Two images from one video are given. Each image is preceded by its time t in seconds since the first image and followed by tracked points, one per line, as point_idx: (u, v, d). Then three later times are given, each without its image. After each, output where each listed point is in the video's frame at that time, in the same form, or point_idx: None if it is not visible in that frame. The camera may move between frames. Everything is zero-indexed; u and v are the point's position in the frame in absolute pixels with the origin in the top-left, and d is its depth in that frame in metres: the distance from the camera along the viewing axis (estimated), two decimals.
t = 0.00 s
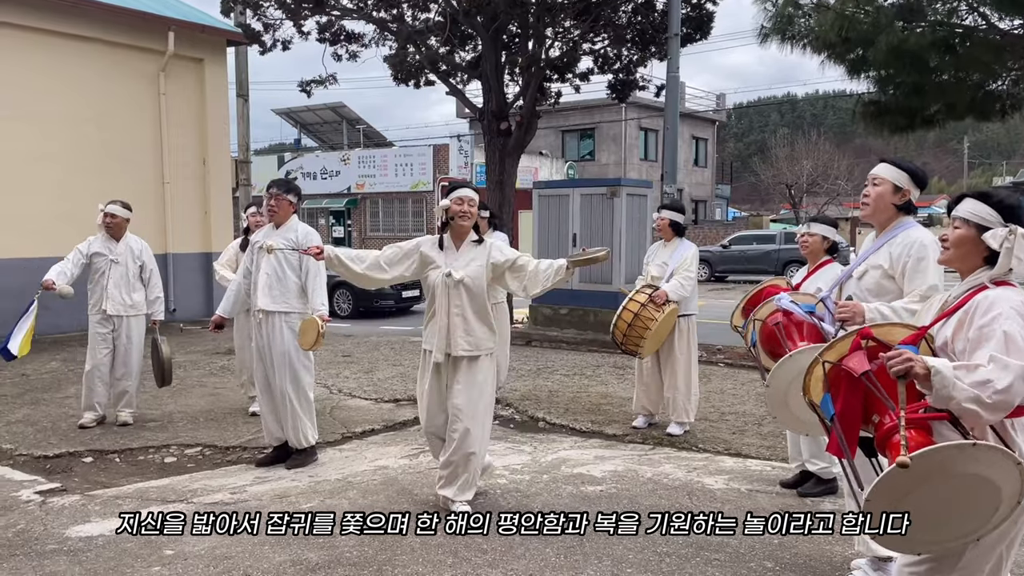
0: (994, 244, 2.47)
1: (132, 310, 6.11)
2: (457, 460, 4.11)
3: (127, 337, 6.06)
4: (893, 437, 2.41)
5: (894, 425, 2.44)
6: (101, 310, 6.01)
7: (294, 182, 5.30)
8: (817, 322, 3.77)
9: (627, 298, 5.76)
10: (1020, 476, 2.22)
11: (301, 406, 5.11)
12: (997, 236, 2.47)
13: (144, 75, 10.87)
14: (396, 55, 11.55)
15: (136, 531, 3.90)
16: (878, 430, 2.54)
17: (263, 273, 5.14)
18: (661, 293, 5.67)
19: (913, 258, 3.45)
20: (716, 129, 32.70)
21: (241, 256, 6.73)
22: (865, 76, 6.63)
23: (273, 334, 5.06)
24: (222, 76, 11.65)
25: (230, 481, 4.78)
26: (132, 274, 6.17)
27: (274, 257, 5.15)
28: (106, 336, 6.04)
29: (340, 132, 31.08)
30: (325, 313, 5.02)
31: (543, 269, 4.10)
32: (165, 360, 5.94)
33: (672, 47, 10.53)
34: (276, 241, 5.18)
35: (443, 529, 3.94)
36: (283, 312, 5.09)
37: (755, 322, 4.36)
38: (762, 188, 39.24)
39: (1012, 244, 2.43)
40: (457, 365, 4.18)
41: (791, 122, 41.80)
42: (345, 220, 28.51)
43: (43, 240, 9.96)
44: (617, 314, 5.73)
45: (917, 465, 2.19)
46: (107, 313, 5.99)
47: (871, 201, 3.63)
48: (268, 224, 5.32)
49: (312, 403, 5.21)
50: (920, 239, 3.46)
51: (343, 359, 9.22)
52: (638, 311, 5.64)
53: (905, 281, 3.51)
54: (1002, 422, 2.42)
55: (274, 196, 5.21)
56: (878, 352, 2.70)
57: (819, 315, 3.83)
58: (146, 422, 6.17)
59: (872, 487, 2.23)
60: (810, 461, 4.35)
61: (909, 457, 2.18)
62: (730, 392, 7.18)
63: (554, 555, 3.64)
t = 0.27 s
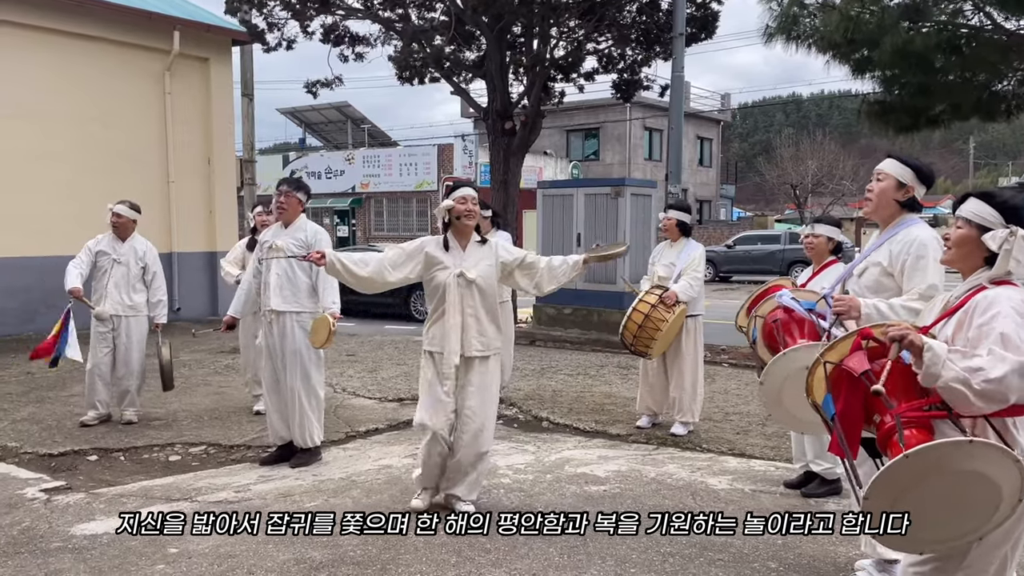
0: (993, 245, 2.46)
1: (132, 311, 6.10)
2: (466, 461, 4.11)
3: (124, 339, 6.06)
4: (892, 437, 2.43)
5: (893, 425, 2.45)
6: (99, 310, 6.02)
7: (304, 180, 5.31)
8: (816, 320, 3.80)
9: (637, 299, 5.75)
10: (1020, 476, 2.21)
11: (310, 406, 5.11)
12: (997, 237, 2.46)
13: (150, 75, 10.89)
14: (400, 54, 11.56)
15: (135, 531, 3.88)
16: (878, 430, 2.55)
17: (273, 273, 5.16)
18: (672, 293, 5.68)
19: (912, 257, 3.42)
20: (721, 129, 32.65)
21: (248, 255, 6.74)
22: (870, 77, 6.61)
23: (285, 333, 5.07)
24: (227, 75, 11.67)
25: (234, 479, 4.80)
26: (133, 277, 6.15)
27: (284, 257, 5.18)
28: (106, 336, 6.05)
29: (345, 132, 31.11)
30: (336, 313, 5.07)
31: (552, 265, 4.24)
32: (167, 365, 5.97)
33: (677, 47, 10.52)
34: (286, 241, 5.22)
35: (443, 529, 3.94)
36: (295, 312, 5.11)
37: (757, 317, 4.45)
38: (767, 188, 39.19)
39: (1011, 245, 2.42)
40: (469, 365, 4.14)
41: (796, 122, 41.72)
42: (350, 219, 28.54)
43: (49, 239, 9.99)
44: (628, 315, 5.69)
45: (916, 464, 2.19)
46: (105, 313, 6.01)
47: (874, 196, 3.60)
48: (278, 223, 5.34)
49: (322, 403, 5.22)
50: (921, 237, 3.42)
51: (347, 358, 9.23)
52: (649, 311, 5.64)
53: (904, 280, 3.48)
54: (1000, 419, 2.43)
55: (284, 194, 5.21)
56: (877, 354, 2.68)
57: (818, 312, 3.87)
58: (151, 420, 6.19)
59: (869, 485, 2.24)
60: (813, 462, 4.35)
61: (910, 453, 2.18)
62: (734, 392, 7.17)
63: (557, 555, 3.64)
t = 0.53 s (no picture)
0: (990, 247, 2.45)
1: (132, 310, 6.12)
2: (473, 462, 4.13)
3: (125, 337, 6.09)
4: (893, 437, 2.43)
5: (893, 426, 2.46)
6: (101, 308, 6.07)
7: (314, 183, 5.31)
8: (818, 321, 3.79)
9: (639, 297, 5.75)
10: (1019, 477, 2.20)
11: (317, 409, 5.13)
12: (993, 239, 2.45)
13: (157, 74, 10.93)
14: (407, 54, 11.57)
15: (138, 529, 3.89)
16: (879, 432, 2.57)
17: (285, 276, 5.16)
18: (674, 292, 5.68)
19: (914, 260, 3.41)
20: (727, 129, 32.60)
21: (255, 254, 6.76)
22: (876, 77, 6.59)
23: (296, 337, 5.08)
24: (234, 75, 11.71)
25: (239, 478, 4.81)
26: (134, 275, 6.15)
27: (296, 261, 5.19)
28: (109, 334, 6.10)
29: (351, 132, 31.16)
30: (348, 317, 5.09)
31: (561, 259, 4.30)
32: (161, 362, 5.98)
33: (683, 47, 10.51)
34: (297, 244, 5.23)
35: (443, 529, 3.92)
36: (306, 315, 5.12)
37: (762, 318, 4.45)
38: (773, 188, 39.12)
39: (1007, 246, 2.42)
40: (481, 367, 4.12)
41: (803, 122, 41.64)
42: (356, 219, 28.60)
43: (56, 238, 10.03)
44: (629, 314, 5.67)
45: (913, 465, 2.19)
46: (106, 312, 6.06)
47: (875, 197, 3.55)
48: (289, 226, 5.35)
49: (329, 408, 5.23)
50: (922, 240, 3.41)
51: (352, 358, 9.24)
52: (651, 310, 5.59)
53: (905, 282, 3.47)
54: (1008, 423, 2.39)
55: (295, 197, 5.21)
56: (880, 356, 2.69)
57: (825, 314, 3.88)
58: (157, 419, 6.21)
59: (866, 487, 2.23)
60: (818, 462, 4.35)
61: (904, 454, 2.18)
62: (739, 393, 7.15)
63: (561, 555, 3.64)
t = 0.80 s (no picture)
0: (991, 249, 2.44)
1: (128, 306, 6.12)
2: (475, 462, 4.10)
3: (122, 334, 6.09)
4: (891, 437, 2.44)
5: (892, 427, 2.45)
6: (98, 306, 6.09)
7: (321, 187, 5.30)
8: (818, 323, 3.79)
9: (633, 292, 5.83)
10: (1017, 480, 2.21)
11: (321, 412, 5.13)
12: (994, 241, 2.44)
13: (164, 75, 10.97)
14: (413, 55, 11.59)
15: (138, 531, 3.90)
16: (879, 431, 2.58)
17: (292, 280, 5.17)
18: (667, 287, 5.71)
19: (912, 263, 3.39)
20: (734, 130, 32.54)
21: (261, 256, 6.77)
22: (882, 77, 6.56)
23: (302, 340, 5.09)
24: (240, 76, 11.74)
25: (243, 477, 4.82)
26: (128, 271, 6.14)
27: (305, 265, 5.19)
28: (107, 332, 6.11)
29: (358, 132, 31.21)
30: (357, 322, 4.99)
31: (559, 248, 4.43)
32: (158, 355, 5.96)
33: (688, 48, 10.50)
34: (305, 248, 5.23)
35: (443, 529, 3.95)
36: (313, 320, 5.12)
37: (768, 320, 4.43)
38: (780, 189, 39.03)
39: (1008, 249, 2.39)
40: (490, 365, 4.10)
41: (810, 123, 41.54)
42: (362, 220, 28.66)
43: (63, 238, 10.07)
44: (623, 310, 5.79)
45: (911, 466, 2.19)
46: (103, 309, 6.06)
47: (872, 201, 3.54)
48: (297, 229, 5.34)
49: (333, 411, 5.23)
50: (921, 242, 3.38)
51: (357, 358, 9.25)
52: (645, 304, 5.70)
53: (904, 285, 3.45)
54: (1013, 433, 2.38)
55: (302, 201, 5.20)
56: (881, 356, 2.68)
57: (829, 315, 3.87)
58: (161, 418, 6.23)
59: (862, 486, 2.23)
60: (822, 464, 4.34)
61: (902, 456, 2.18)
62: (744, 394, 7.14)
63: (563, 556, 3.63)
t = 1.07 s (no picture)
0: (995, 250, 2.39)
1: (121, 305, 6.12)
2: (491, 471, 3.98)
3: (117, 332, 6.07)
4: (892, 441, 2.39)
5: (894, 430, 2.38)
6: (90, 306, 6.08)
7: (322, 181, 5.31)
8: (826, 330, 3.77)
9: (628, 290, 5.83)
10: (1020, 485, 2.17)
11: (323, 405, 5.10)
12: (999, 241, 2.39)
13: (167, 74, 10.96)
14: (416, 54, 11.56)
15: (135, 531, 3.88)
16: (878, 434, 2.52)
17: (293, 274, 5.15)
18: (662, 284, 5.69)
19: (909, 269, 3.32)
20: (740, 129, 32.41)
21: (260, 255, 6.76)
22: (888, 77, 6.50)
23: (304, 335, 5.08)
24: (244, 75, 11.73)
25: (242, 478, 4.80)
26: (120, 270, 6.14)
27: (305, 258, 5.17)
28: (100, 332, 6.09)
29: (363, 132, 31.21)
30: (362, 317, 5.00)
31: (546, 250, 4.28)
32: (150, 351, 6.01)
33: (693, 47, 10.44)
34: (306, 241, 5.20)
35: (444, 529, 3.94)
36: (315, 314, 5.11)
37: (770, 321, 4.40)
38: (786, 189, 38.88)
39: (1013, 248, 2.35)
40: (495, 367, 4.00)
41: (817, 122, 41.37)
42: (367, 219, 28.68)
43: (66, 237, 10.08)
44: (618, 309, 5.78)
45: (914, 469, 2.16)
46: (95, 308, 6.05)
47: (872, 204, 3.48)
48: (297, 223, 5.33)
49: (336, 403, 5.20)
50: (920, 248, 3.31)
51: (360, 358, 9.23)
52: (639, 302, 5.68)
53: (901, 292, 3.38)
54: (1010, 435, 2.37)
55: (303, 195, 5.21)
56: (882, 357, 2.65)
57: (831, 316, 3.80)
58: (162, 418, 6.21)
59: (864, 489, 2.19)
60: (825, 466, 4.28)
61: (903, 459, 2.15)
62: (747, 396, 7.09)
63: (561, 559, 3.60)
